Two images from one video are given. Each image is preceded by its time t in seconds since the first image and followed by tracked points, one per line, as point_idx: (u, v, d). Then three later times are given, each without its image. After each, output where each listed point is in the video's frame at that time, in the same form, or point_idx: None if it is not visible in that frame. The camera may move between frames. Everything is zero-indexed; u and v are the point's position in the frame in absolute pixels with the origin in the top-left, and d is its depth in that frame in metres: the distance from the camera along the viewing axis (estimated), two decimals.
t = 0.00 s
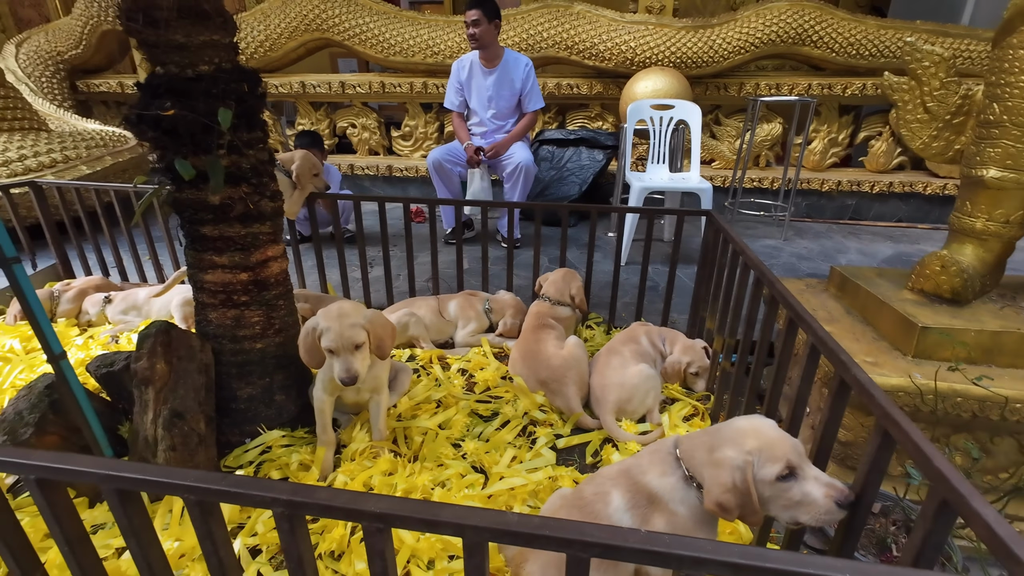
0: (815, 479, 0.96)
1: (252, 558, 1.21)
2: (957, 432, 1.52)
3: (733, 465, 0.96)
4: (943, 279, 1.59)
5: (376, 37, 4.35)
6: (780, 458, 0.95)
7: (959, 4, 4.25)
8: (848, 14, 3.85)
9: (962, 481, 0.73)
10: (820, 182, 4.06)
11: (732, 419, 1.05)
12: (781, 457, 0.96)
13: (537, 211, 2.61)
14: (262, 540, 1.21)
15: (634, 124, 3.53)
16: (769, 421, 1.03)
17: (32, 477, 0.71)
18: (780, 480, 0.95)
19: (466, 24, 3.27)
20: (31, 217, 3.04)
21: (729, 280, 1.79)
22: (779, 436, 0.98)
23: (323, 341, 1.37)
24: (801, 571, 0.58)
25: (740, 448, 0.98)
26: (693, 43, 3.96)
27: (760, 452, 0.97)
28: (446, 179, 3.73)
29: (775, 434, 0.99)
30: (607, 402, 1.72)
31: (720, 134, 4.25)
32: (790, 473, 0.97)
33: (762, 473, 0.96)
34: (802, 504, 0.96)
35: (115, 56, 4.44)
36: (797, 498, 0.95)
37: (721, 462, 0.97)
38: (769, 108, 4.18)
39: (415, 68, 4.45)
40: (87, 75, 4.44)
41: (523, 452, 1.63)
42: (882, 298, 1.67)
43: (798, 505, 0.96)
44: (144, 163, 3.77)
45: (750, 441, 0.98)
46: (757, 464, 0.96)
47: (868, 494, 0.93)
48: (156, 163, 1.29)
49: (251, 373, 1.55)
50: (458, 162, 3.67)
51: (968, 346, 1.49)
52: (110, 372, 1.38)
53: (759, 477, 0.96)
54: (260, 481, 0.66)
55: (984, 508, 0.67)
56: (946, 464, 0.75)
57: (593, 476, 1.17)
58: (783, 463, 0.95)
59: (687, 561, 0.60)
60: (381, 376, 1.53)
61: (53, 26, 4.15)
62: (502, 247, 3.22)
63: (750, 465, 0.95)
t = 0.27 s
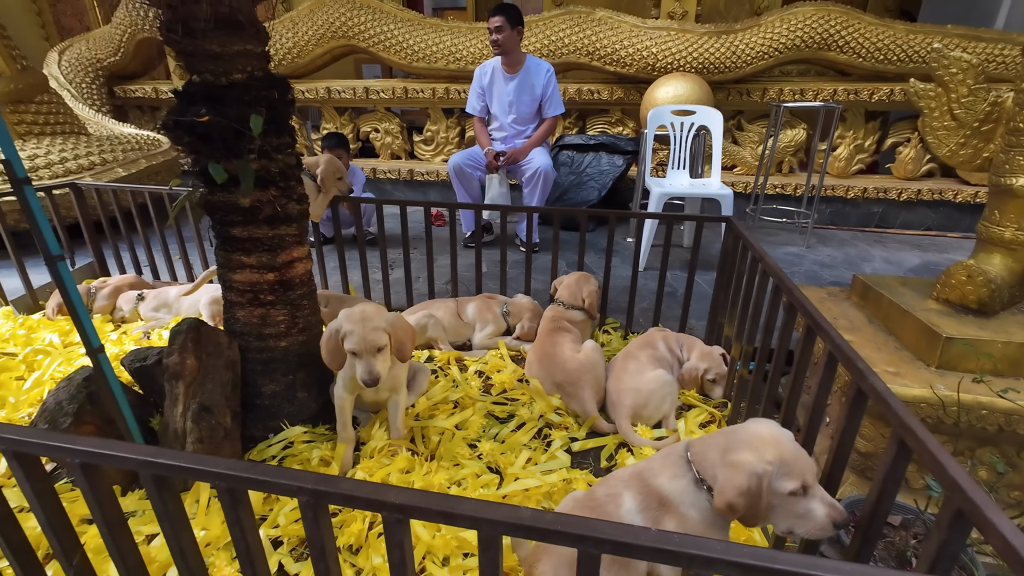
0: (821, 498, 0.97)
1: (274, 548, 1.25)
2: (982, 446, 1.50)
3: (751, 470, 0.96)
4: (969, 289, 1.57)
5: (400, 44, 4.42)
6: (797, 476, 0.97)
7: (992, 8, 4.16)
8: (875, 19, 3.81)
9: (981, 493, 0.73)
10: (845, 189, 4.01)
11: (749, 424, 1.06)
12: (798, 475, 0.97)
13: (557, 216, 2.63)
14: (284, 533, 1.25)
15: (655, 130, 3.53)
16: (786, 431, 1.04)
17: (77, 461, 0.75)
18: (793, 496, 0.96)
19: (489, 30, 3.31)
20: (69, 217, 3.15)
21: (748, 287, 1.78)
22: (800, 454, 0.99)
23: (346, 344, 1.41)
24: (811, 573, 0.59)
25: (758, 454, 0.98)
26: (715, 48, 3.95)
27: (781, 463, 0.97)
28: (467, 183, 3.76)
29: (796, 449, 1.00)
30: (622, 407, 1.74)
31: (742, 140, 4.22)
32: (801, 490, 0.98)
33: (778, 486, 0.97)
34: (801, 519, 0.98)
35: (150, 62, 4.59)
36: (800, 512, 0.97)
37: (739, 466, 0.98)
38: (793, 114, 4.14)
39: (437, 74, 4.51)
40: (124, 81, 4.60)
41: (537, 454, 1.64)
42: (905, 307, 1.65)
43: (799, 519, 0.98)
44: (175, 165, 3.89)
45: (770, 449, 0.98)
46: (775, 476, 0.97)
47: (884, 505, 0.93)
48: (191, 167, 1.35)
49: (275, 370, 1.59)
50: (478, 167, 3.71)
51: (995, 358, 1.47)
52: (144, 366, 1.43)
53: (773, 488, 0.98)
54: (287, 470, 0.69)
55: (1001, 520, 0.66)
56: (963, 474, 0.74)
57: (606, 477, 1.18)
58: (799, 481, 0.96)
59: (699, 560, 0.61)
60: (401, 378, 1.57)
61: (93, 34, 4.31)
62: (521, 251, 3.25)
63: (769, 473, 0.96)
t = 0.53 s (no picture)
0: (847, 501, 1.00)
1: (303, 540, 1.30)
2: (1011, 458, 1.49)
3: (795, 479, 0.97)
4: (998, 299, 1.56)
5: (424, 51, 4.49)
6: (834, 482, 0.98)
7: None
8: (903, 25, 3.77)
9: (1005, 500, 0.73)
10: (869, 197, 3.97)
11: (778, 428, 1.07)
12: (834, 482, 0.99)
13: (578, 221, 2.66)
14: (313, 526, 1.31)
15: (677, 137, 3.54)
16: (814, 438, 1.06)
17: (132, 447, 0.80)
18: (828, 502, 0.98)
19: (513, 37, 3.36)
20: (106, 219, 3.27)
21: (771, 294, 1.79)
22: (834, 461, 1.01)
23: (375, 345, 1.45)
24: (832, 571, 0.60)
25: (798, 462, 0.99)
26: (738, 55, 3.94)
27: (819, 471, 0.99)
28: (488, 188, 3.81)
29: (829, 456, 1.01)
30: (642, 411, 1.75)
31: (764, 146, 4.20)
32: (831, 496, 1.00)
33: (817, 492, 0.98)
34: (828, 521, 1.00)
35: (184, 70, 4.74)
36: (829, 516, 0.99)
37: (782, 472, 0.98)
38: (817, 121, 4.11)
39: (460, 81, 4.58)
40: (158, 88, 4.76)
41: (558, 456, 1.67)
42: (932, 317, 1.64)
43: (825, 521, 1.00)
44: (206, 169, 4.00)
45: (811, 459, 1.00)
46: (814, 483, 0.98)
47: (907, 513, 0.93)
48: (228, 171, 1.41)
49: (304, 369, 1.64)
50: (500, 172, 3.75)
51: None
52: (180, 362, 1.49)
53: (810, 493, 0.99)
54: (327, 459, 0.73)
55: None
56: (988, 481, 0.75)
57: (626, 479, 1.19)
58: (834, 487, 0.98)
59: (721, 555, 0.63)
60: (426, 378, 1.61)
61: (130, 43, 4.47)
62: (541, 256, 3.28)
63: (810, 482, 0.97)
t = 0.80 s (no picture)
0: (863, 506, 1.01)
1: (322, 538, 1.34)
2: None
3: (812, 484, 0.98)
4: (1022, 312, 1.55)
5: (443, 59, 4.55)
6: (849, 487, 0.99)
7: None
8: (926, 32, 3.74)
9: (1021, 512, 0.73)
10: (891, 206, 3.92)
11: (794, 435, 1.08)
12: (849, 487, 0.99)
13: (594, 229, 2.67)
14: (331, 524, 1.34)
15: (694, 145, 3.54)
16: (829, 444, 1.07)
17: (167, 441, 0.84)
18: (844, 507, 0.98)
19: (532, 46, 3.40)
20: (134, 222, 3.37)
21: (788, 304, 1.79)
22: (850, 467, 1.02)
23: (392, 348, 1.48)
24: None
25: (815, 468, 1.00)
26: (757, 63, 3.94)
27: (835, 477, 1.00)
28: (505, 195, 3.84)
29: (844, 462, 1.02)
30: (656, 419, 1.75)
31: (783, 155, 4.18)
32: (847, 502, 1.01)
33: (833, 498, 0.98)
34: (844, 525, 1.01)
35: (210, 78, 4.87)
36: (845, 520, 1.00)
37: (799, 478, 0.99)
38: (837, 129, 4.08)
39: (478, 89, 4.62)
40: (185, 96, 4.89)
41: (572, 461, 1.68)
42: (953, 328, 1.63)
43: (843, 526, 1.01)
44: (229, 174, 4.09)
45: (828, 465, 1.00)
46: (830, 489, 0.99)
47: (923, 525, 0.93)
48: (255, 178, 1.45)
49: (323, 370, 1.68)
50: (516, 179, 3.78)
51: None
52: (205, 362, 1.54)
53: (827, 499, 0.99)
54: (350, 457, 0.76)
55: None
56: (1004, 493, 0.75)
57: (640, 485, 1.20)
58: (850, 492, 0.99)
59: (732, 558, 0.64)
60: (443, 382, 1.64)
61: (160, 53, 4.61)
62: (556, 263, 3.30)
63: (827, 487, 0.98)
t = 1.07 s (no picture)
0: (874, 516, 1.00)
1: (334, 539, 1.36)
2: None
3: (823, 493, 0.98)
4: None
5: (457, 67, 4.60)
6: (861, 496, 0.99)
7: None
8: (945, 39, 3.71)
9: None
10: (908, 214, 3.88)
11: (805, 443, 1.08)
12: (860, 496, 0.99)
13: (607, 235, 2.68)
14: (344, 526, 1.36)
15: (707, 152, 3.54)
16: (840, 452, 1.07)
17: (188, 440, 0.87)
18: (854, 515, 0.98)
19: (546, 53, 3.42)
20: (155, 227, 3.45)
21: (800, 312, 1.78)
22: (860, 476, 1.02)
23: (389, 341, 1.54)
24: None
25: (826, 477, 1.00)
26: (772, 70, 3.93)
27: (846, 486, 1.00)
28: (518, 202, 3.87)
29: (855, 471, 1.02)
30: (667, 426, 1.76)
31: (797, 162, 4.16)
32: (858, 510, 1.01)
33: (844, 506, 0.98)
34: (855, 535, 1.01)
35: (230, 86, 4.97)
36: (854, 529, 1.00)
37: (810, 487, 0.99)
38: (853, 136, 4.05)
39: (492, 96, 4.66)
40: (206, 103, 4.99)
41: (582, 467, 1.69)
42: (970, 339, 1.61)
43: (852, 535, 1.01)
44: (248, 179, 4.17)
45: (839, 474, 1.01)
46: (841, 497, 0.99)
47: (935, 538, 0.92)
48: (274, 184, 1.49)
49: (337, 373, 1.71)
50: (529, 186, 3.80)
51: None
52: (223, 363, 1.57)
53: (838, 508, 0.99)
54: (365, 458, 0.78)
55: None
56: (1017, 506, 0.74)
57: (649, 491, 1.20)
58: (861, 501, 0.99)
59: (739, 564, 0.65)
60: (455, 386, 1.66)
61: (182, 61, 4.72)
62: (568, 269, 3.31)
63: (838, 496, 0.98)
